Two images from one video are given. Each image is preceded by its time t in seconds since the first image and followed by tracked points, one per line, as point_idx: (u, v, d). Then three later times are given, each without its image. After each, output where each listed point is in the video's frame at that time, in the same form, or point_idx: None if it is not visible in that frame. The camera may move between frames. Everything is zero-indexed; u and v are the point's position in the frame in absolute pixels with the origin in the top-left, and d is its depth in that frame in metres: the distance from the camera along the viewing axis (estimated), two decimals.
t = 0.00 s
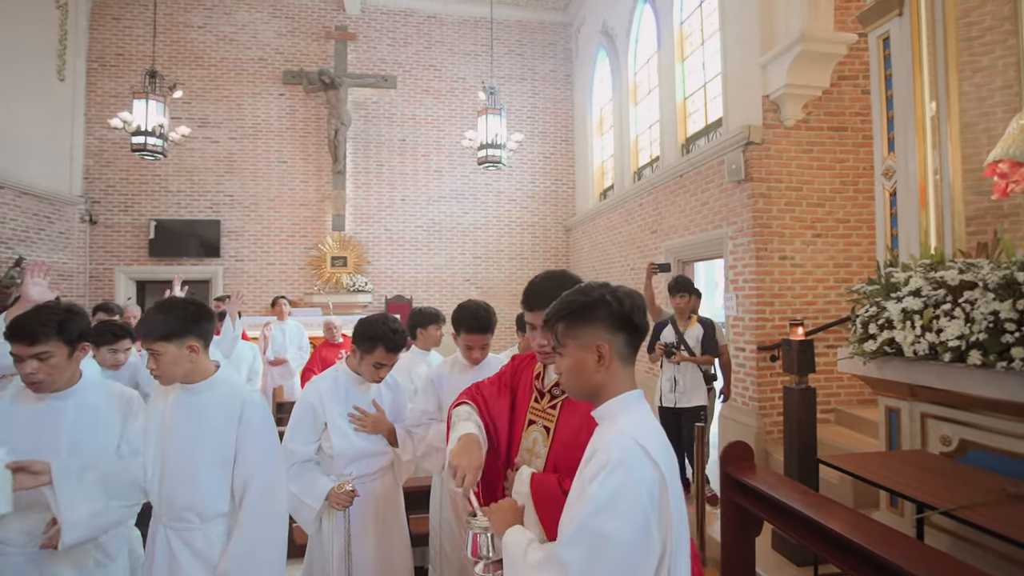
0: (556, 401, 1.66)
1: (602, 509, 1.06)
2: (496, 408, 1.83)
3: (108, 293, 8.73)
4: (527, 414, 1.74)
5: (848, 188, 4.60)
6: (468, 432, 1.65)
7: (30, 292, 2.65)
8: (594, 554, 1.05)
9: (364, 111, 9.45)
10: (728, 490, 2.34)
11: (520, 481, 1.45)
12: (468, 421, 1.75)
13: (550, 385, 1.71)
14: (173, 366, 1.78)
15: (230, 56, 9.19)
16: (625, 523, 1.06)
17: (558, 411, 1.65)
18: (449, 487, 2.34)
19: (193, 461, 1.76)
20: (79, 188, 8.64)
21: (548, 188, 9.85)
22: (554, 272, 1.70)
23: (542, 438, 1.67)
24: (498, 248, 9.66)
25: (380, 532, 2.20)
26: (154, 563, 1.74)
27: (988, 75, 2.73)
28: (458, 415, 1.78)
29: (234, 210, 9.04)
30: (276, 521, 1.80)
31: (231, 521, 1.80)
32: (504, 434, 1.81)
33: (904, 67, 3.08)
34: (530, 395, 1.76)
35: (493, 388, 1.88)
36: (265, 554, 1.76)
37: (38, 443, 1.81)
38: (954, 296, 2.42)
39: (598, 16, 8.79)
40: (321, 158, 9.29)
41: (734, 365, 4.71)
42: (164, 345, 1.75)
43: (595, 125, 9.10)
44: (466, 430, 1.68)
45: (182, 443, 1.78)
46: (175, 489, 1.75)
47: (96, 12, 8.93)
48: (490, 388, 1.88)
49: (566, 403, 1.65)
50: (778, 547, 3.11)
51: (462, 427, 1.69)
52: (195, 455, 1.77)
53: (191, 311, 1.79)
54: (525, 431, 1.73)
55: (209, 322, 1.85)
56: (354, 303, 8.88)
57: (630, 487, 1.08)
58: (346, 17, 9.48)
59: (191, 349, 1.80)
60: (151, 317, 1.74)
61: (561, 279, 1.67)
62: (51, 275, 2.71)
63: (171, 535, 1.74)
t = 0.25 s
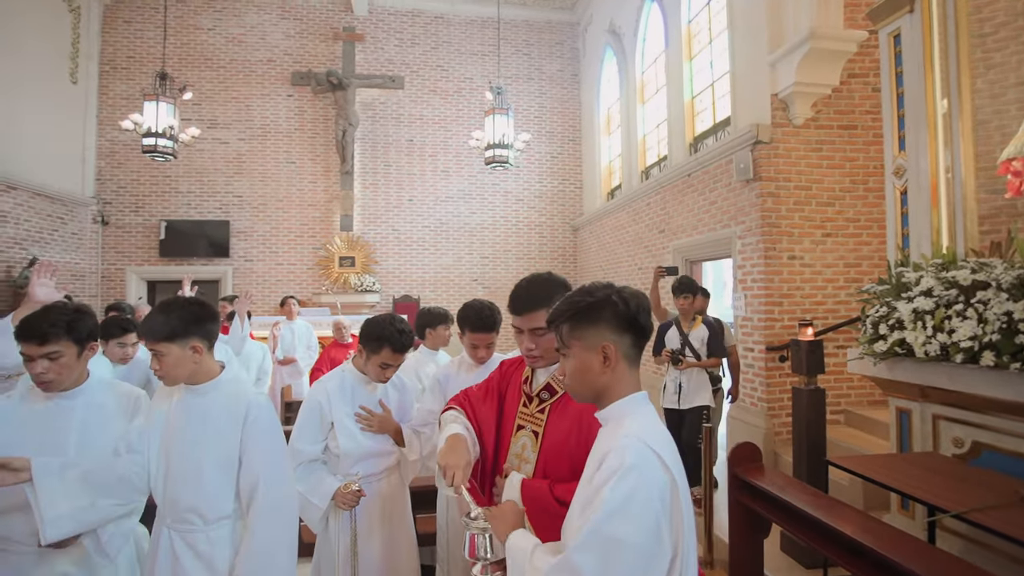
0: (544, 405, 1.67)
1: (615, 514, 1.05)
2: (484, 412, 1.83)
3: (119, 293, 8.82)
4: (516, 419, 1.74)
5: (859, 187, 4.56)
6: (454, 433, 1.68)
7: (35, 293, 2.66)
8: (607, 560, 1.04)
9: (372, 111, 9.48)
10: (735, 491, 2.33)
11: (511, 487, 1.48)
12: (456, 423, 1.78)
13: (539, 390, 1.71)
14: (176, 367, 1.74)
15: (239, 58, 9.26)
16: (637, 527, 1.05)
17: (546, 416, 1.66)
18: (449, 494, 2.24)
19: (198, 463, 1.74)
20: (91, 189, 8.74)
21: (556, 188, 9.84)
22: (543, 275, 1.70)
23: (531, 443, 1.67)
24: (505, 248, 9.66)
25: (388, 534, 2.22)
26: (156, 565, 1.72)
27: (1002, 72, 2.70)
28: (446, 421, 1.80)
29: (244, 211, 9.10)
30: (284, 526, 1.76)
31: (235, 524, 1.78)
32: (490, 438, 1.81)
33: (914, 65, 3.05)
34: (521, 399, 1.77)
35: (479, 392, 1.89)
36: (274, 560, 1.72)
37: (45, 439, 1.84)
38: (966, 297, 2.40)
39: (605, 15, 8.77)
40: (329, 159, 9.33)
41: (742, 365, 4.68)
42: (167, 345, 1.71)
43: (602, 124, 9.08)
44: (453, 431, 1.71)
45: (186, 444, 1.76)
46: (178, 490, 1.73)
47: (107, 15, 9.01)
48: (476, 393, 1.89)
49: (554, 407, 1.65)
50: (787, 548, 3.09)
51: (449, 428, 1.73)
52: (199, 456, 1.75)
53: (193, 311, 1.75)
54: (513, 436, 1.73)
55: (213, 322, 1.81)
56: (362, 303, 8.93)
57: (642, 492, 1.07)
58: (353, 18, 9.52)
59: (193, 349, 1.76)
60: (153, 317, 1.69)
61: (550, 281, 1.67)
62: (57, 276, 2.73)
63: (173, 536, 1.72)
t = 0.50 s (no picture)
0: (533, 408, 1.66)
1: (631, 519, 1.03)
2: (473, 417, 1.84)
3: (135, 293, 8.96)
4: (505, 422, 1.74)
5: (873, 185, 4.50)
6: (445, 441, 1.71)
7: (47, 293, 2.67)
8: (623, 567, 1.03)
9: (382, 112, 9.53)
10: (747, 492, 2.31)
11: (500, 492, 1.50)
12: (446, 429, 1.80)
13: (528, 392, 1.70)
14: (182, 367, 1.75)
15: (251, 60, 9.34)
16: (653, 532, 1.04)
17: (536, 418, 1.65)
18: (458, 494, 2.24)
19: (204, 464, 1.74)
20: (107, 190, 8.87)
21: (566, 188, 9.82)
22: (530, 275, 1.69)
23: (521, 446, 1.66)
24: (515, 248, 9.66)
25: (398, 535, 2.22)
26: (163, 564, 1.73)
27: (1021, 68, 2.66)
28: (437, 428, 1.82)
29: (256, 211, 9.18)
30: (291, 530, 1.74)
31: (242, 525, 1.78)
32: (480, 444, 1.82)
33: (931, 60, 3.01)
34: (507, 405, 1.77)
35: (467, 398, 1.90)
36: (281, 563, 1.71)
37: (57, 436, 1.86)
38: (984, 297, 2.36)
39: (616, 14, 8.74)
40: (340, 159, 9.38)
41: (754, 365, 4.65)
42: (173, 345, 1.72)
43: (612, 124, 9.04)
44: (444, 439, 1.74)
45: (192, 446, 1.75)
46: (185, 492, 1.73)
47: (123, 19, 9.15)
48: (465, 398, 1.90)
49: (543, 410, 1.65)
50: (799, 551, 3.06)
51: (439, 437, 1.75)
52: (206, 458, 1.74)
53: (198, 311, 1.75)
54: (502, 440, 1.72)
55: (219, 323, 1.81)
56: (372, 303, 8.98)
57: (658, 497, 1.06)
58: (364, 19, 9.57)
59: (199, 350, 1.76)
60: (159, 317, 1.70)
61: (537, 282, 1.64)
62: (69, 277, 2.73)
63: (181, 536, 1.74)
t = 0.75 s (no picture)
0: (528, 406, 1.68)
1: (649, 526, 1.02)
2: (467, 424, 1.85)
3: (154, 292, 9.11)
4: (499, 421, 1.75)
5: (893, 183, 4.42)
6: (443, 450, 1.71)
7: (67, 294, 2.70)
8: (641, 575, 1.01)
9: (396, 113, 9.59)
10: (763, 496, 2.29)
11: (498, 493, 1.54)
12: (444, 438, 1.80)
13: (522, 391, 1.71)
14: (191, 368, 1.75)
15: (267, 63, 9.45)
16: (671, 539, 1.03)
17: (531, 417, 1.67)
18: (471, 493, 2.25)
19: (215, 466, 1.76)
20: (127, 192, 9.03)
21: (579, 188, 9.79)
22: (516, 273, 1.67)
23: (516, 446, 1.68)
24: (529, 248, 9.65)
25: (411, 537, 2.23)
26: (173, 565, 1.75)
27: None
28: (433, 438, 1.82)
29: (272, 212, 9.29)
30: (301, 532, 1.75)
31: (252, 526, 1.80)
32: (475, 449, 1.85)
33: (953, 56, 2.95)
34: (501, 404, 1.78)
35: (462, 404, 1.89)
36: (290, 565, 1.71)
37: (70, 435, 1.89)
38: (1009, 297, 2.31)
39: (629, 13, 8.69)
40: (355, 160, 9.45)
41: (770, 366, 4.59)
42: (181, 345, 1.73)
43: (626, 123, 9.00)
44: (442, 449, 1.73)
45: (202, 448, 1.77)
46: (197, 492, 1.75)
47: (143, 24, 9.31)
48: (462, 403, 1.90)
49: (537, 409, 1.66)
50: (817, 556, 3.02)
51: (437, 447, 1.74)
52: (217, 459, 1.76)
53: (207, 312, 1.77)
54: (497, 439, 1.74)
55: (228, 323, 1.81)
56: (386, 303, 9.03)
57: (675, 503, 1.05)
58: (378, 21, 9.63)
59: (207, 350, 1.77)
60: (169, 317, 1.72)
61: (530, 285, 1.61)
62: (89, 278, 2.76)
63: (191, 536, 1.75)
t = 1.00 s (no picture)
0: (530, 407, 1.67)
1: (666, 535, 1.01)
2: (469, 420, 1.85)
3: (176, 292, 9.29)
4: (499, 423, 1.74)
5: (916, 181, 4.31)
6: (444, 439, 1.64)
7: (86, 296, 2.74)
8: None
9: (412, 114, 9.65)
10: (782, 499, 2.26)
11: (501, 493, 1.53)
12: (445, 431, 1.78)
13: (522, 393, 1.70)
14: (200, 368, 1.77)
15: (285, 65, 9.57)
16: (689, 547, 1.02)
17: (533, 418, 1.66)
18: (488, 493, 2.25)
19: (227, 466, 1.76)
20: (150, 194, 9.23)
21: (595, 187, 9.75)
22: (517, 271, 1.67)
23: (517, 447, 1.67)
24: (544, 248, 9.64)
25: (428, 536, 2.24)
26: (185, 564, 1.77)
27: None
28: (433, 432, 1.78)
29: (290, 213, 9.41)
30: (311, 535, 1.74)
31: (263, 526, 1.80)
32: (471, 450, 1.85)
33: (981, 50, 2.87)
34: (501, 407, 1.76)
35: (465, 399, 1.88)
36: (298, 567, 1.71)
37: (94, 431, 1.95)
38: None
39: (645, 11, 8.62)
40: (371, 161, 9.53)
41: (790, 368, 4.53)
42: (191, 345, 1.75)
43: (642, 122, 8.94)
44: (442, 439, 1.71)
45: (215, 447, 1.78)
46: (209, 493, 1.76)
47: (165, 29, 9.49)
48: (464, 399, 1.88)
49: (540, 410, 1.66)
50: (839, 561, 2.96)
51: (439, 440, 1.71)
52: (227, 459, 1.77)
53: (216, 311, 1.78)
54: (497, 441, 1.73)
55: (237, 324, 1.82)
56: (402, 303, 9.10)
57: (694, 509, 1.04)
58: (394, 23, 9.69)
59: (217, 350, 1.78)
60: (178, 316, 1.74)
61: (530, 283, 1.61)
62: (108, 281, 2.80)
63: (203, 536, 1.76)
